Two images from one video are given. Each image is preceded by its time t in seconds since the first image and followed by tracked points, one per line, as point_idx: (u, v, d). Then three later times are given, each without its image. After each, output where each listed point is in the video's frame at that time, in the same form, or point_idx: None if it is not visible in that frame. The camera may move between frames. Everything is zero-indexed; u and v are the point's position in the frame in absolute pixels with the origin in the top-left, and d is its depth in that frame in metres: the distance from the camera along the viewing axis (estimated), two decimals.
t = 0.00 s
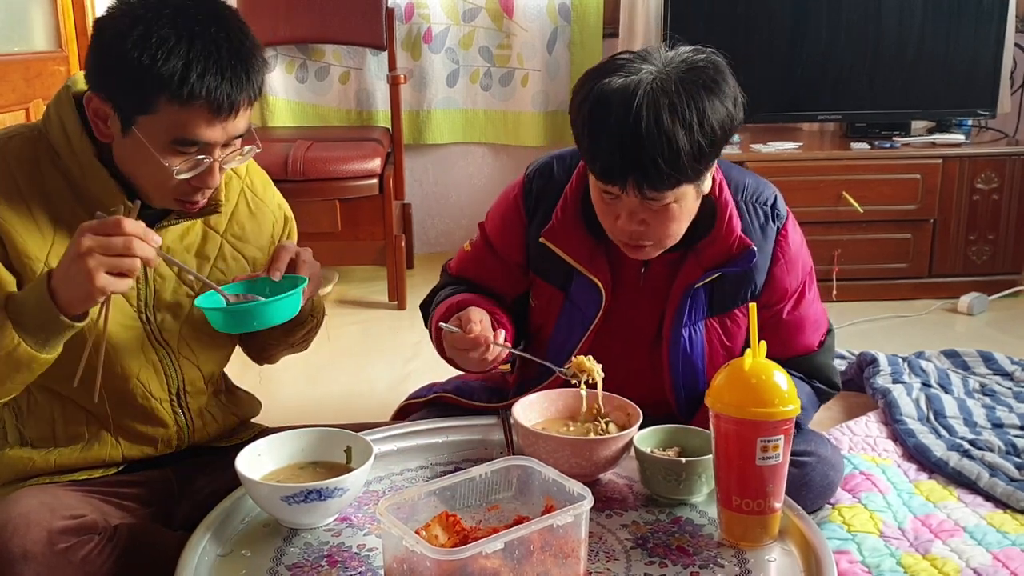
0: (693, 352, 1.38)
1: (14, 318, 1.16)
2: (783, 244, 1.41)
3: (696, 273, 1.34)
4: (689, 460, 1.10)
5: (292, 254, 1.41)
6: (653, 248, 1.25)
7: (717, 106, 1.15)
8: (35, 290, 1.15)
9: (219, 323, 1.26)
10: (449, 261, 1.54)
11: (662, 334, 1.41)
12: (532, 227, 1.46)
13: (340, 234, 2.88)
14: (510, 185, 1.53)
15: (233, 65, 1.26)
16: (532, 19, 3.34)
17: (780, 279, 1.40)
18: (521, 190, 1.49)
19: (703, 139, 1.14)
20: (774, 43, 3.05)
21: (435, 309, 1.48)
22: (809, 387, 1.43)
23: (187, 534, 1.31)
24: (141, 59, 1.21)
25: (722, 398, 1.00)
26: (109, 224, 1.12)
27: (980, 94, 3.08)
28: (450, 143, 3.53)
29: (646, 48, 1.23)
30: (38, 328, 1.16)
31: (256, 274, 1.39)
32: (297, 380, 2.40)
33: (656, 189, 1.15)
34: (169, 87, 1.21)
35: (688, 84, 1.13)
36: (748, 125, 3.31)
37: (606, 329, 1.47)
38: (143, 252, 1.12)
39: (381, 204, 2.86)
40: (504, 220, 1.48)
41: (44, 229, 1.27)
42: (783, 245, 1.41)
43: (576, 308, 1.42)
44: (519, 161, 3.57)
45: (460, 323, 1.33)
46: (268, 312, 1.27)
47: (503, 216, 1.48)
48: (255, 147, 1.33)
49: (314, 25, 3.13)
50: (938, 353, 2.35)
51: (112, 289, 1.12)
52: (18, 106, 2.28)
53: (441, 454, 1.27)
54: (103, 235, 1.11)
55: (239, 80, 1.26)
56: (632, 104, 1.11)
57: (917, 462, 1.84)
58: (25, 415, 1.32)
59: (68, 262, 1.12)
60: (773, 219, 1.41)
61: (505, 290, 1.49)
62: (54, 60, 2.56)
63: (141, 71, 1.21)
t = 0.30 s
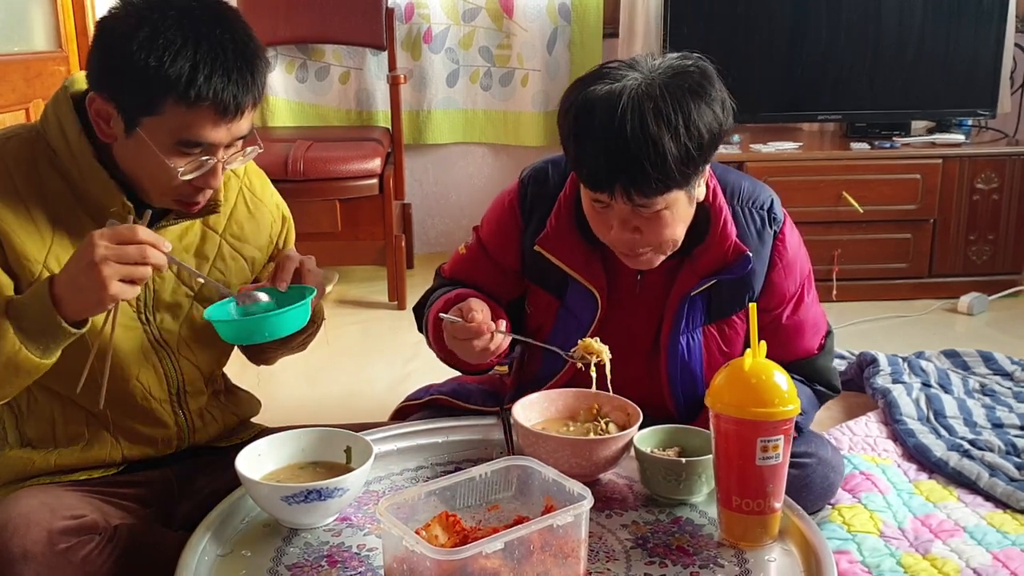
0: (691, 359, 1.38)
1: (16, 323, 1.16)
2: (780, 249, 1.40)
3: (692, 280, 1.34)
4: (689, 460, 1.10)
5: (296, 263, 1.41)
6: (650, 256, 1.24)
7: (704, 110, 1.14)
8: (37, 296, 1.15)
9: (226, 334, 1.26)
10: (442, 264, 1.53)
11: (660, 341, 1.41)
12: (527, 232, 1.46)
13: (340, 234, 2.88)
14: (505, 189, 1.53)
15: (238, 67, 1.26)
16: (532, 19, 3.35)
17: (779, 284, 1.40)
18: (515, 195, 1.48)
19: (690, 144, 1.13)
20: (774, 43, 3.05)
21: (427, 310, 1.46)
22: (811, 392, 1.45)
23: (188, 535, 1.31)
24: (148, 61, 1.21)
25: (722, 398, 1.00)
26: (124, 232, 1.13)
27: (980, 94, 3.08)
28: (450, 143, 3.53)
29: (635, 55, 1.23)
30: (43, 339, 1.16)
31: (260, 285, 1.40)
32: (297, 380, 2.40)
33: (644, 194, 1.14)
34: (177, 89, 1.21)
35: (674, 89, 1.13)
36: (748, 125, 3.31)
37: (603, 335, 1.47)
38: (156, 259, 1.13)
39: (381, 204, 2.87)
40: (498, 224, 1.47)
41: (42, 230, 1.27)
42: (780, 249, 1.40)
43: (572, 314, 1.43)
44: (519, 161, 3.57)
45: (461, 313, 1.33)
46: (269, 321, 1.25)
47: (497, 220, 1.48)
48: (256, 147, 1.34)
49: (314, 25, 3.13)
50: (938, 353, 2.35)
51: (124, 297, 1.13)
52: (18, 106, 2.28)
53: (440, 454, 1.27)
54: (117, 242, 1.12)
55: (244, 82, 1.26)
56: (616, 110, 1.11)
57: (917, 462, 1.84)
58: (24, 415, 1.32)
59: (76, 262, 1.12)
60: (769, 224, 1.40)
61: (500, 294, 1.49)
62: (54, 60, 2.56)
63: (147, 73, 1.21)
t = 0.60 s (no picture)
0: (691, 362, 1.38)
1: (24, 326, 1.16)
2: (780, 252, 1.40)
3: (690, 284, 1.34)
4: (689, 460, 1.10)
5: (296, 264, 1.42)
6: (644, 260, 1.24)
7: (692, 112, 1.14)
8: (46, 301, 1.15)
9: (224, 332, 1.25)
10: (440, 264, 1.53)
11: (660, 344, 1.41)
12: (526, 234, 1.46)
13: (340, 234, 2.88)
14: (503, 190, 1.53)
15: (233, 66, 1.26)
16: (532, 19, 3.35)
17: (779, 287, 1.40)
18: (514, 197, 1.48)
19: (679, 146, 1.13)
20: (774, 43, 3.05)
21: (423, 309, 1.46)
22: (812, 394, 1.45)
23: (187, 534, 1.31)
24: (142, 60, 1.21)
25: (722, 398, 1.00)
26: (124, 235, 1.11)
27: (980, 94, 3.08)
28: (450, 143, 3.53)
29: (625, 60, 1.23)
30: (52, 343, 1.16)
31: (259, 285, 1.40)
32: (297, 380, 2.40)
33: (635, 199, 1.14)
34: (170, 88, 1.21)
35: (661, 91, 1.13)
36: (748, 125, 3.31)
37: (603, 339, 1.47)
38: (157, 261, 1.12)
39: (381, 203, 2.87)
40: (496, 224, 1.47)
41: (42, 230, 1.27)
42: (780, 252, 1.40)
43: (570, 317, 1.42)
44: (519, 161, 3.57)
45: (461, 302, 1.33)
46: (264, 318, 1.25)
47: (495, 221, 1.48)
48: (254, 146, 1.33)
49: (314, 25, 3.13)
50: (938, 353, 2.35)
51: (126, 301, 1.13)
52: (18, 106, 2.28)
53: (440, 454, 1.27)
54: (117, 245, 1.11)
55: (240, 81, 1.26)
56: (603, 113, 1.11)
57: (917, 462, 1.84)
58: (24, 416, 1.32)
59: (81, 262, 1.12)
60: (769, 226, 1.40)
61: (499, 295, 1.49)
62: (54, 60, 2.56)
63: (140, 71, 1.21)
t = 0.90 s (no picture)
0: (690, 365, 1.38)
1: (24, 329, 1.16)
2: (780, 253, 1.40)
3: (690, 286, 1.34)
4: (689, 460, 1.10)
5: (296, 263, 1.42)
6: (644, 264, 1.24)
7: (688, 116, 1.14)
8: (43, 300, 1.15)
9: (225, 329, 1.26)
10: (439, 264, 1.53)
11: (660, 346, 1.41)
12: (524, 236, 1.46)
13: (340, 234, 2.88)
14: (503, 192, 1.53)
15: (234, 63, 1.26)
16: (532, 19, 3.35)
17: (779, 289, 1.40)
18: (513, 199, 1.48)
19: (676, 151, 1.13)
20: (774, 43, 3.05)
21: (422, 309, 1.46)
22: (811, 394, 1.45)
23: (187, 535, 1.31)
24: (143, 60, 1.21)
25: (722, 398, 1.00)
26: (129, 237, 1.13)
27: (980, 94, 3.08)
28: (450, 143, 3.53)
29: (620, 64, 1.23)
30: (49, 342, 1.16)
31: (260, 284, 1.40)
32: (297, 380, 2.40)
33: (632, 204, 1.14)
34: (172, 88, 1.21)
35: (657, 96, 1.13)
36: (748, 125, 3.31)
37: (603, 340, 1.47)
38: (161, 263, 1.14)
39: (381, 203, 2.87)
40: (495, 226, 1.47)
41: (42, 228, 1.27)
42: (780, 254, 1.40)
43: (568, 320, 1.43)
44: (519, 161, 3.57)
45: (464, 299, 1.33)
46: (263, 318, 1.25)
47: (495, 223, 1.48)
48: (254, 142, 1.34)
49: (314, 25, 3.13)
50: (938, 352, 2.35)
51: (127, 301, 1.13)
52: (18, 106, 2.28)
53: (440, 454, 1.27)
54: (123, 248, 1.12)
55: (240, 78, 1.26)
56: (598, 119, 1.11)
57: (917, 462, 1.84)
58: (24, 416, 1.31)
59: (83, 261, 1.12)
60: (768, 228, 1.40)
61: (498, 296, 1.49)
62: (54, 60, 2.56)
63: (141, 71, 1.21)
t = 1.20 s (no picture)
0: (691, 367, 1.38)
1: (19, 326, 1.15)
2: (780, 255, 1.40)
3: (690, 289, 1.34)
4: (689, 460, 1.10)
5: (297, 265, 1.41)
6: (645, 268, 1.23)
7: (683, 122, 1.14)
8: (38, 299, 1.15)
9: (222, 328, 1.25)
10: (438, 267, 1.53)
11: (660, 349, 1.41)
12: (523, 239, 1.45)
13: (340, 234, 2.88)
14: (500, 195, 1.52)
15: (229, 64, 1.25)
16: (532, 19, 3.34)
17: (779, 290, 1.39)
18: (511, 202, 1.48)
19: (670, 159, 1.13)
20: (774, 43, 3.05)
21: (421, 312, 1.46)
22: (812, 394, 1.45)
23: (187, 535, 1.31)
24: (138, 61, 1.21)
25: (722, 398, 1.00)
26: (134, 241, 1.13)
27: (981, 94, 3.07)
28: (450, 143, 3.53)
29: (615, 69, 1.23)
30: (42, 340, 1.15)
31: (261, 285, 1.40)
32: (297, 380, 2.40)
33: (627, 212, 1.14)
34: (167, 89, 1.20)
35: (651, 103, 1.12)
36: (748, 125, 3.31)
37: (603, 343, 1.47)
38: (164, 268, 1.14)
39: (381, 203, 2.86)
40: (494, 230, 1.47)
41: (40, 228, 1.27)
42: (780, 255, 1.40)
43: (568, 324, 1.43)
44: (519, 161, 3.57)
45: (461, 307, 1.32)
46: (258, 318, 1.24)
47: (494, 227, 1.48)
48: (252, 142, 1.34)
49: (314, 25, 3.13)
50: (939, 353, 2.35)
51: (129, 305, 1.13)
52: (18, 106, 2.28)
53: (440, 454, 1.27)
54: (127, 252, 1.13)
55: (236, 79, 1.26)
56: (592, 128, 1.11)
57: (917, 462, 1.83)
58: (23, 416, 1.31)
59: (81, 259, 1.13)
60: (768, 229, 1.39)
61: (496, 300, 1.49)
62: (54, 60, 2.56)
63: (137, 73, 1.21)
